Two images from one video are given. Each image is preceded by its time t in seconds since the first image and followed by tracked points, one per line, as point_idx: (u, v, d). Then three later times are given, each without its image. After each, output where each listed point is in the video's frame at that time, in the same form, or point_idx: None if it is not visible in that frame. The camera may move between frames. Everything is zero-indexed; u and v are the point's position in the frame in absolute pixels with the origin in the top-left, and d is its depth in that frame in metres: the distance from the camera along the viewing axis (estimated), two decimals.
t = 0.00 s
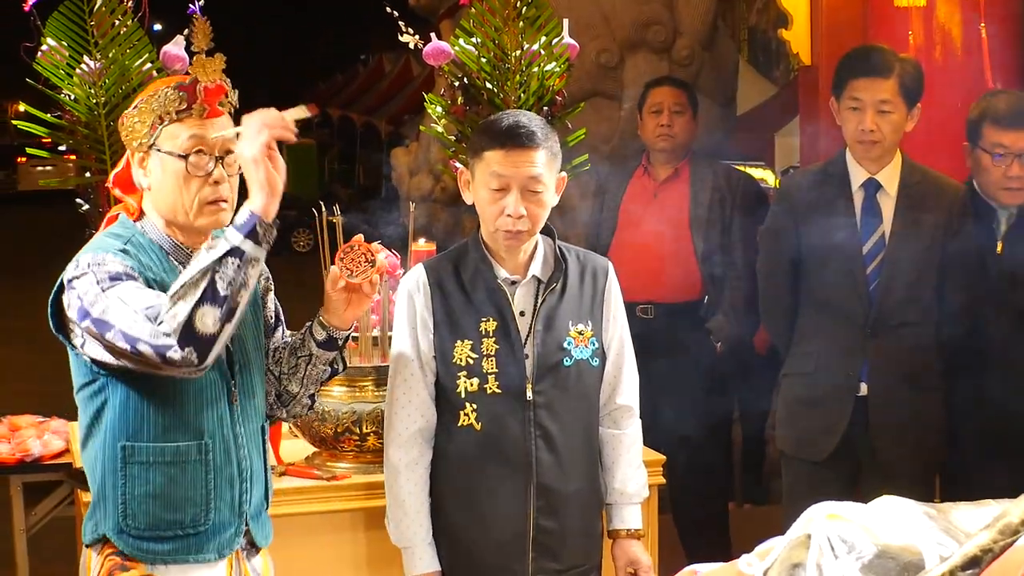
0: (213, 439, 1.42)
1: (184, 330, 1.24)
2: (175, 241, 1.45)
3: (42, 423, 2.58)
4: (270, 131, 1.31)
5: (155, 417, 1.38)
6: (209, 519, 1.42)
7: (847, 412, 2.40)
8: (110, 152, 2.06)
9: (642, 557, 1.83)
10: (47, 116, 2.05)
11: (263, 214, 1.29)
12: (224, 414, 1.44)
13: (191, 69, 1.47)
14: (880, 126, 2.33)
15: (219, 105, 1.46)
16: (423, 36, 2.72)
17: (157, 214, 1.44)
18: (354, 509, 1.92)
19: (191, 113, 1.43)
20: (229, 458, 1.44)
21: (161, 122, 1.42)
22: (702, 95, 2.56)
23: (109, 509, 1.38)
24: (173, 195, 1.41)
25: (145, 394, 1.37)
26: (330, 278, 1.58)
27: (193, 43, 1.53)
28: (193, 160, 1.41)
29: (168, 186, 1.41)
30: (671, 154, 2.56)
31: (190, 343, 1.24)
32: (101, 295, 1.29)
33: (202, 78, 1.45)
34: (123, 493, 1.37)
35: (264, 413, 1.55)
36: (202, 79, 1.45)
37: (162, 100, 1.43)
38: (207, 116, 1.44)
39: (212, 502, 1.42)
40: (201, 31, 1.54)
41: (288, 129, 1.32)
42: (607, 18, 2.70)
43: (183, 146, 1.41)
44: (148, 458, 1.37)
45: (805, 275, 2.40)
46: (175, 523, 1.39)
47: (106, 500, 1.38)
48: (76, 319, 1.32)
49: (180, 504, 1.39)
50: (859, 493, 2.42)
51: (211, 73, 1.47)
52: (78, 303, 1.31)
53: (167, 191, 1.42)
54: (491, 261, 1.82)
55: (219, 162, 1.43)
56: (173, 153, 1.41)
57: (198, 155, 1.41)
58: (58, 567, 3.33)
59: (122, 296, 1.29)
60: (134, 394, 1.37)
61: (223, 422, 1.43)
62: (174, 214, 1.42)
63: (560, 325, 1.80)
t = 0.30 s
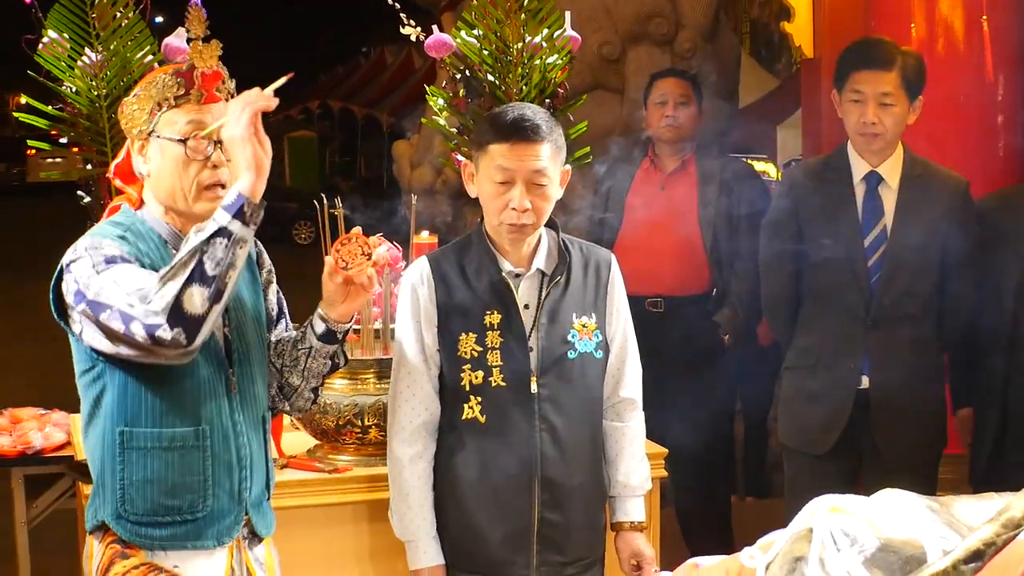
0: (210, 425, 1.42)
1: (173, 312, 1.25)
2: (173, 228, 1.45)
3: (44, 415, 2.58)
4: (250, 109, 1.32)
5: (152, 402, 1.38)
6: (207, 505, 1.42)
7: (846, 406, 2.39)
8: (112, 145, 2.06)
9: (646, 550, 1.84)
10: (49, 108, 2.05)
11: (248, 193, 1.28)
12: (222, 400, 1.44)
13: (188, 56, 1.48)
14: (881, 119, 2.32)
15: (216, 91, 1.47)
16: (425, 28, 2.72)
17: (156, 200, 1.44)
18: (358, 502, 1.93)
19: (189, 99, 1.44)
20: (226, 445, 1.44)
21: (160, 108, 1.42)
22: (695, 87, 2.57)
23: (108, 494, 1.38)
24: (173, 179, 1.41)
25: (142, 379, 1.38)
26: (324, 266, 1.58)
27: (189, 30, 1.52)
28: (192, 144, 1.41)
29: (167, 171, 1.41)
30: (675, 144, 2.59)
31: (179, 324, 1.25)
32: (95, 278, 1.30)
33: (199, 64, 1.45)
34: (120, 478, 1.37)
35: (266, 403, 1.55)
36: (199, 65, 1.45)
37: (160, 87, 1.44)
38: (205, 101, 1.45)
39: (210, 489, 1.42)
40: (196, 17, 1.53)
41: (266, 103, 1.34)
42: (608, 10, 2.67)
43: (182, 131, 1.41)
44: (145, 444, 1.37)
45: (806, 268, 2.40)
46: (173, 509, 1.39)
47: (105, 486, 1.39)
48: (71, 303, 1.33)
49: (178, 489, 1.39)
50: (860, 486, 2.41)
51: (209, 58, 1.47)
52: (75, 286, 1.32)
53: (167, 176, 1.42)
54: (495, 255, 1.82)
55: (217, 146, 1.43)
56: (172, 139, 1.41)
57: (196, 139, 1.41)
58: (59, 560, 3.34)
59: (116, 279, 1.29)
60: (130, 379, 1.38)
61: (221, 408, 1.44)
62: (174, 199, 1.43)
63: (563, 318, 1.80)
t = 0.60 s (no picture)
0: (205, 426, 1.42)
1: (153, 415, 1.29)
2: (176, 227, 1.45)
3: (46, 410, 2.59)
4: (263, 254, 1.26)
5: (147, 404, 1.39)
6: (204, 504, 1.42)
7: (849, 401, 2.39)
8: (114, 140, 2.06)
9: (648, 545, 1.85)
10: (51, 103, 2.05)
11: (240, 309, 1.29)
12: (218, 401, 1.44)
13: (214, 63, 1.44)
14: (882, 114, 2.31)
15: (238, 101, 1.44)
16: (427, 24, 2.71)
17: (163, 201, 1.44)
18: (360, 497, 1.93)
19: (211, 109, 1.42)
20: (223, 444, 1.44)
21: (181, 114, 1.40)
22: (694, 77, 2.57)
23: (109, 494, 1.41)
24: (186, 185, 1.41)
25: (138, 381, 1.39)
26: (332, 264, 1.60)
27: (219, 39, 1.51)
28: (209, 153, 1.41)
29: (180, 176, 1.41)
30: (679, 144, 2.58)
31: (156, 421, 1.30)
32: (85, 311, 1.32)
33: (224, 74, 1.42)
34: (119, 479, 1.40)
35: (270, 399, 1.55)
36: (225, 75, 1.42)
37: (184, 94, 1.42)
38: (227, 112, 1.43)
39: (207, 488, 1.43)
40: (228, 27, 1.52)
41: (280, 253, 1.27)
42: (610, 5, 2.75)
43: (200, 140, 1.40)
44: (140, 447, 1.39)
45: (809, 264, 2.40)
46: (169, 508, 1.41)
47: (105, 487, 1.41)
48: (66, 320, 1.35)
49: (174, 489, 1.40)
50: (862, 482, 2.41)
51: (235, 69, 1.44)
52: (71, 300, 1.34)
53: (181, 181, 1.41)
54: (499, 249, 1.82)
55: (232, 155, 1.43)
56: (190, 146, 1.40)
57: (214, 148, 1.41)
58: (62, 553, 3.35)
59: (101, 331, 1.30)
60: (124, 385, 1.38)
61: (217, 408, 1.44)
62: (185, 203, 1.42)
63: (567, 314, 1.80)
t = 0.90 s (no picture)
0: (208, 427, 1.43)
1: (167, 430, 1.33)
2: (184, 229, 1.45)
3: (47, 408, 2.59)
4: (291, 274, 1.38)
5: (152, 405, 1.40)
6: (206, 504, 1.43)
7: (851, 397, 2.39)
8: (115, 138, 2.05)
9: (649, 542, 1.85)
10: (51, 100, 2.04)
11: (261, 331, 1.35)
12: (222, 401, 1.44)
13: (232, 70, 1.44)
14: (883, 111, 2.31)
15: (252, 108, 1.44)
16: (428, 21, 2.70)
17: (172, 203, 1.44)
18: (360, 494, 1.93)
19: (226, 116, 1.40)
20: (226, 444, 1.44)
21: (195, 120, 1.39)
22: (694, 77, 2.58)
23: (112, 492, 1.42)
24: (196, 189, 1.40)
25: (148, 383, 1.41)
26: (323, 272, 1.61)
27: (239, 48, 1.49)
28: (221, 161, 1.40)
29: (191, 181, 1.40)
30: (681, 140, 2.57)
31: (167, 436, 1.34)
32: (91, 317, 1.33)
33: (242, 82, 1.41)
34: (123, 478, 1.41)
35: (274, 399, 1.54)
36: (242, 83, 1.42)
37: (200, 100, 1.40)
38: (241, 119, 1.42)
39: (209, 488, 1.43)
40: (247, 34, 1.49)
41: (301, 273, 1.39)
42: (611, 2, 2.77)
43: (213, 147, 1.39)
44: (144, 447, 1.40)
45: (810, 260, 2.40)
46: (171, 507, 1.41)
47: (108, 485, 1.42)
48: (69, 322, 1.35)
49: (176, 489, 1.41)
50: (863, 479, 2.41)
51: (252, 76, 1.43)
52: (76, 302, 1.34)
53: (191, 185, 1.40)
54: (500, 246, 1.82)
55: (244, 162, 1.42)
56: (202, 152, 1.39)
57: (227, 155, 1.40)
58: (63, 550, 3.36)
59: (109, 342, 1.32)
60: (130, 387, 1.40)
61: (221, 408, 1.44)
62: (193, 207, 1.42)
63: (568, 310, 1.80)
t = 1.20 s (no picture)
0: (212, 426, 1.43)
1: (169, 433, 1.33)
2: (190, 228, 1.44)
3: (47, 406, 2.59)
4: (302, 286, 1.39)
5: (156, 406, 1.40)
6: (209, 503, 1.43)
7: (852, 394, 2.38)
8: (114, 135, 2.05)
9: (649, 539, 1.85)
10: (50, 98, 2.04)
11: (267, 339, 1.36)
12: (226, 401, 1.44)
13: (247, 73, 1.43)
14: (883, 108, 2.31)
15: (265, 112, 1.44)
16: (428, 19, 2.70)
17: (180, 202, 1.44)
18: (361, 491, 1.93)
19: (239, 119, 1.40)
20: (229, 444, 1.44)
21: (208, 121, 1.39)
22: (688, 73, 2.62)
23: (114, 490, 1.41)
24: (205, 191, 1.40)
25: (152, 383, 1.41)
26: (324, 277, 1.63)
27: (256, 50, 1.50)
28: (232, 164, 1.40)
29: (201, 182, 1.40)
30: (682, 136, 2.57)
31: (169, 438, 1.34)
32: (96, 316, 1.32)
33: (257, 86, 1.41)
34: (126, 477, 1.40)
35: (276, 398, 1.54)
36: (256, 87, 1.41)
37: (214, 102, 1.39)
38: (254, 122, 1.42)
39: (212, 488, 1.43)
40: (265, 39, 1.51)
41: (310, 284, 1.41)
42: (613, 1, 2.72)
43: (225, 149, 1.39)
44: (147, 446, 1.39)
45: (811, 257, 2.39)
46: (174, 507, 1.41)
47: (111, 484, 1.42)
48: (73, 320, 1.35)
49: (179, 488, 1.41)
50: (864, 476, 2.41)
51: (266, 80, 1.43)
52: (81, 301, 1.34)
53: (200, 186, 1.40)
54: (500, 242, 1.82)
55: (254, 165, 1.42)
56: (213, 153, 1.39)
57: (237, 158, 1.40)
58: (63, 548, 3.36)
59: (114, 341, 1.32)
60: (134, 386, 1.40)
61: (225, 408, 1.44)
62: (202, 207, 1.42)
63: (568, 307, 1.80)
